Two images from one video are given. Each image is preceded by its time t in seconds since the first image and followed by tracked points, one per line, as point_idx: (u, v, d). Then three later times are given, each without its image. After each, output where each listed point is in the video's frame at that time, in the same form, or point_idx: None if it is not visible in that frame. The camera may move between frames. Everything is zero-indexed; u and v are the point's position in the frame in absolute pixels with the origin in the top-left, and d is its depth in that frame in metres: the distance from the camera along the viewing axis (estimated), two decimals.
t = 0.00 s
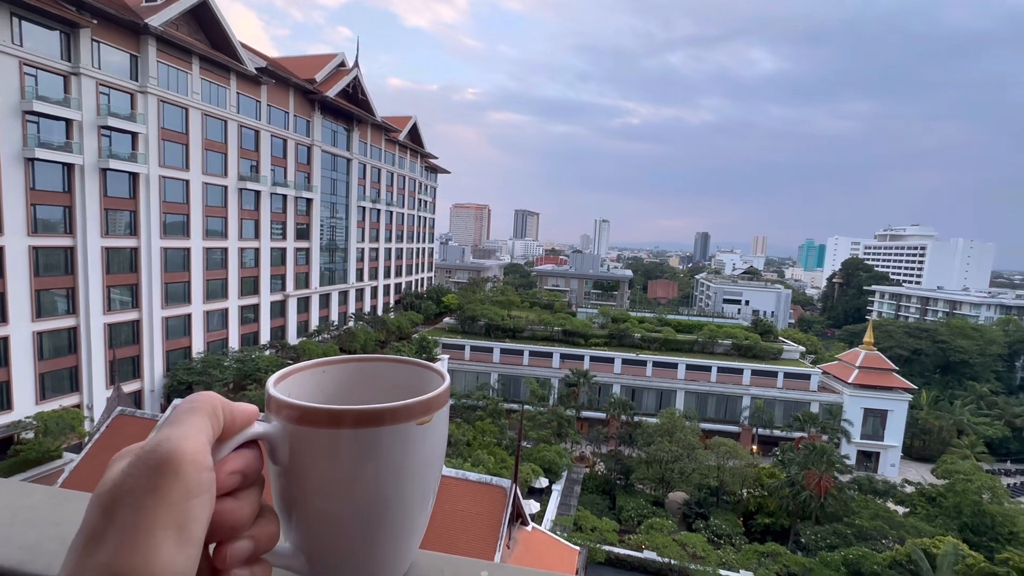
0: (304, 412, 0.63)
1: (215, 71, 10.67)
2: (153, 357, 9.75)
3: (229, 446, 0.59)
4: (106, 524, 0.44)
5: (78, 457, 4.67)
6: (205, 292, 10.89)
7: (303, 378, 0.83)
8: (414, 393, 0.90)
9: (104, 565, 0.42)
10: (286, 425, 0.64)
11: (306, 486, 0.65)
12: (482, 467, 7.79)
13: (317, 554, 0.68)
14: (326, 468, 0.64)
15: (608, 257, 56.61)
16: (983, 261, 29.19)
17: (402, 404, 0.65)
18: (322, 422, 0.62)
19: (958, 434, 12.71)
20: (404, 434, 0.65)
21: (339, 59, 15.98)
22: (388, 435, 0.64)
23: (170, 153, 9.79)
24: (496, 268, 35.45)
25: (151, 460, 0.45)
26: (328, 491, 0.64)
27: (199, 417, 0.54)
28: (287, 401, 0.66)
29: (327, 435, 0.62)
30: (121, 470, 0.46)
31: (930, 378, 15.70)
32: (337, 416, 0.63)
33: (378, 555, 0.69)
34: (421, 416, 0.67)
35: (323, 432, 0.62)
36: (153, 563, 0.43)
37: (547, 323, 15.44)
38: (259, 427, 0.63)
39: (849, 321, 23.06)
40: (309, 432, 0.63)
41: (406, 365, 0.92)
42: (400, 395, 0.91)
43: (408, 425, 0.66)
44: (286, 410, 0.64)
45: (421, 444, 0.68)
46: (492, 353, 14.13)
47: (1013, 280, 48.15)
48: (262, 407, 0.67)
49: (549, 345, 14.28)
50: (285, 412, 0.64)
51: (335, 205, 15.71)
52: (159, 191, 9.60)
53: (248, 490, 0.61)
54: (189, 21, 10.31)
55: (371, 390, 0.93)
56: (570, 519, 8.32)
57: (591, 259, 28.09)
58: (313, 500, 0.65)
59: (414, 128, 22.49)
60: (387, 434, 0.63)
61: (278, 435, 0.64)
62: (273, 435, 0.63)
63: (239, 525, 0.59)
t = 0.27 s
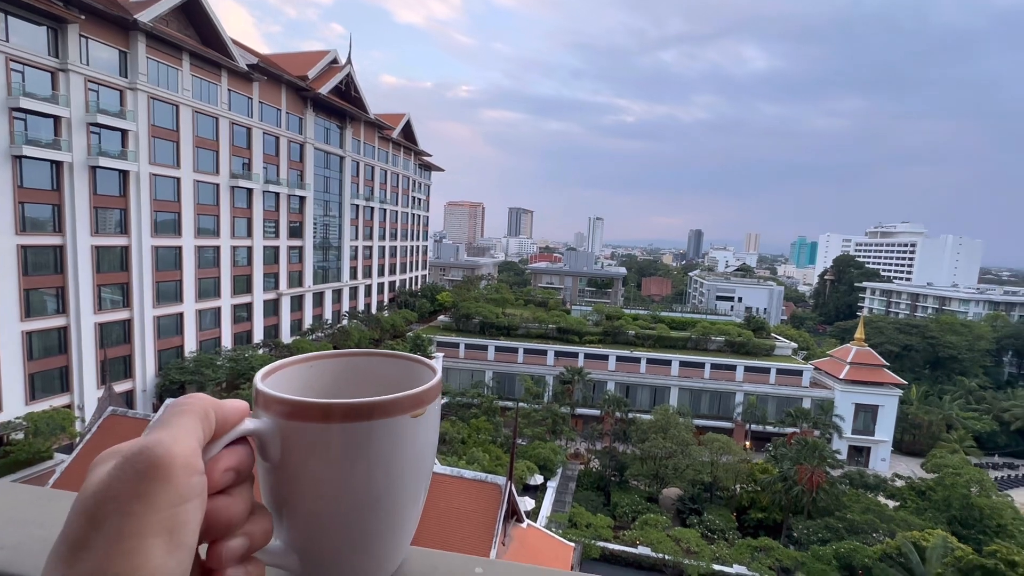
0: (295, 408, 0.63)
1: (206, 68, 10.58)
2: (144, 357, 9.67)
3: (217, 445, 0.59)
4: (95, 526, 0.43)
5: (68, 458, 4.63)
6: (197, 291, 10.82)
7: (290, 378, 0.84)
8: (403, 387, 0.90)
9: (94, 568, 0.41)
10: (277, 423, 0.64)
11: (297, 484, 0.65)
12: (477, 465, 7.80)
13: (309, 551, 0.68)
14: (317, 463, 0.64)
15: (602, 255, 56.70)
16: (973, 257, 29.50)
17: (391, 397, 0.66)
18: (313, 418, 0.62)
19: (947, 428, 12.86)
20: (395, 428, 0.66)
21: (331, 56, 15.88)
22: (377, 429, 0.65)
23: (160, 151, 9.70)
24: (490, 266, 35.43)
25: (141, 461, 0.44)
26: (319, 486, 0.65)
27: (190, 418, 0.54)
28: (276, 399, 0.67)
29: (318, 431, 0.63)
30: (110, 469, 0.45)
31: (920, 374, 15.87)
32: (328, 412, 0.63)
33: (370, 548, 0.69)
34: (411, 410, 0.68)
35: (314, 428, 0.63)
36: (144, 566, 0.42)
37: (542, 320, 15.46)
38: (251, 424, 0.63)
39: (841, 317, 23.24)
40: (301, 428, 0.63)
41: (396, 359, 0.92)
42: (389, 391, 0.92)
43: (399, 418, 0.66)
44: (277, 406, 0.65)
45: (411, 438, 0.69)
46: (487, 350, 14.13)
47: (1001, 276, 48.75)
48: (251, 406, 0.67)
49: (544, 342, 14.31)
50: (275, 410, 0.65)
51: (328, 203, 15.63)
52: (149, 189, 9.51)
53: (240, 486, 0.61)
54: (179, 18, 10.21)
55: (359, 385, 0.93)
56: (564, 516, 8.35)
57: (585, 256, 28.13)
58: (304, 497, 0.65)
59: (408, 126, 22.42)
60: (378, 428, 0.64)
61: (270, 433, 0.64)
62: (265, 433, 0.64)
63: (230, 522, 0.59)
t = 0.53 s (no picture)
0: (295, 388, 0.62)
1: (195, 65, 10.48)
2: (135, 357, 9.61)
3: (230, 425, 0.58)
4: (118, 510, 0.43)
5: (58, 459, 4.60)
6: (188, 290, 10.76)
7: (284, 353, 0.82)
8: (392, 369, 0.90)
9: (122, 552, 0.42)
10: (278, 403, 0.63)
11: (298, 464, 0.65)
12: (472, 462, 7.83)
13: (308, 529, 0.68)
14: (318, 443, 0.64)
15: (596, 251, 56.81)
16: (962, 252, 29.82)
17: (387, 375, 0.66)
18: (314, 398, 0.62)
19: (936, 421, 13.03)
20: (390, 406, 0.66)
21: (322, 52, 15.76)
22: (375, 408, 0.65)
23: (149, 149, 9.62)
24: (484, 263, 35.44)
25: (164, 443, 0.44)
26: (318, 467, 0.65)
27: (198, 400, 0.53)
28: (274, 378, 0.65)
29: (319, 410, 0.62)
30: (133, 450, 0.45)
31: (910, 367, 16.05)
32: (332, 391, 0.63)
33: (364, 525, 0.71)
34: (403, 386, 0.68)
35: (318, 407, 0.62)
36: (169, 548, 0.44)
37: (536, 317, 15.48)
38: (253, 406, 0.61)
39: (832, 312, 23.49)
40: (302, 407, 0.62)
41: (384, 343, 0.90)
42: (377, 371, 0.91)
43: (393, 394, 0.67)
44: (278, 387, 0.63)
45: (406, 416, 0.70)
46: (481, 348, 14.15)
47: (988, 270, 49.39)
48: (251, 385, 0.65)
49: (538, 339, 14.33)
50: (276, 389, 0.63)
51: (320, 200, 15.56)
52: (139, 187, 9.44)
53: (251, 466, 0.62)
54: (167, 14, 10.10)
55: (347, 365, 0.92)
56: (559, 511, 8.39)
57: (578, 253, 28.18)
58: (304, 477, 0.65)
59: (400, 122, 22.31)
60: (377, 406, 0.65)
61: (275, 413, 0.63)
62: (266, 413, 0.63)
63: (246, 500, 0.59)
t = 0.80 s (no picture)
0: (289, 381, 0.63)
1: (178, 61, 10.32)
2: (121, 358, 9.49)
3: (221, 420, 0.58)
4: (111, 510, 0.42)
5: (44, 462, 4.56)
6: (175, 290, 10.64)
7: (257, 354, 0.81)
8: (371, 359, 0.90)
9: (117, 557, 0.40)
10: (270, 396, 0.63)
11: (288, 459, 0.65)
12: (465, 458, 7.85)
13: (301, 525, 0.69)
14: (308, 437, 0.65)
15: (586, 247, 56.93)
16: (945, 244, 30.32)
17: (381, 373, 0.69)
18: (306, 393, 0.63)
19: (920, 411, 13.26)
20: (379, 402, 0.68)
21: (309, 48, 15.60)
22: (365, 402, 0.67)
23: (133, 146, 9.47)
24: (475, 260, 35.40)
25: (156, 442, 0.44)
26: (308, 461, 0.65)
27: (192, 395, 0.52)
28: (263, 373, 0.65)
29: (309, 403, 0.63)
30: (123, 450, 0.44)
31: (895, 359, 16.31)
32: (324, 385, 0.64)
33: (354, 518, 0.72)
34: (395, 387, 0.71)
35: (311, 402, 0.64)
36: (167, 544, 0.43)
37: (527, 313, 15.52)
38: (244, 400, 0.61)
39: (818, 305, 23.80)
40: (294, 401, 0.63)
41: (366, 338, 0.91)
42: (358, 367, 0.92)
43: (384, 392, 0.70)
44: (267, 379, 0.63)
45: (393, 410, 0.71)
46: (473, 344, 14.15)
47: (970, 262, 50.20)
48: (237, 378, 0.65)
49: (530, 335, 14.37)
50: (266, 383, 0.63)
51: (308, 198, 15.43)
52: (122, 185, 9.30)
53: (244, 462, 0.62)
54: (149, 9, 9.94)
55: (328, 358, 0.92)
56: (552, 506, 8.46)
57: (569, 249, 28.26)
58: (295, 472, 0.66)
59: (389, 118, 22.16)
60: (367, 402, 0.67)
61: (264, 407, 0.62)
62: (257, 407, 0.63)
63: (242, 496, 0.59)
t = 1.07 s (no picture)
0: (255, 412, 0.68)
1: (157, 54, 10.11)
2: (103, 358, 9.32)
3: (169, 472, 0.59)
4: None
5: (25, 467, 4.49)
6: (157, 288, 10.47)
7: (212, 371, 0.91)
8: (334, 373, 1.01)
9: None
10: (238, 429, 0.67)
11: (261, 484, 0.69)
12: (455, 454, 7.87)
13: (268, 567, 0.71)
14: (267, 475, 0.68)
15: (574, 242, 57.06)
16: (923, 235, 30.98)
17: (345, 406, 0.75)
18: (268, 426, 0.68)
19: (900, 399, 13.59)
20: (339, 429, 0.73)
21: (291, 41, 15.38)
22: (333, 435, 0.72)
23: (110, 142, 9.28)
24: (463, 255, 35.32)
25: (85, 518, 0.44)
26: (267, 498, 0.69)
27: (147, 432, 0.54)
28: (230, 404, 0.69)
29: (269, 440, 0.67)
30: (38, 534, 0.45)
31: (876, 348, 16.65)
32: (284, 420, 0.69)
33: (322, 551, 0.75)
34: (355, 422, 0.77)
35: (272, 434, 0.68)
36: None
37: (515, 308, 15.54)
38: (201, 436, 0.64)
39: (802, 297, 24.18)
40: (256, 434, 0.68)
41: (335, 355, 1.03)
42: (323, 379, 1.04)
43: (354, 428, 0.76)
44: (222, 417, 0.66)
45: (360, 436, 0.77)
46: (462, 340, 14.14)
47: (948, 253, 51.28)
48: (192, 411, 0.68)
49: (518, 330, 14.40)
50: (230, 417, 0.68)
51: (292, 194, 15.26)
52: (100, 182, 9.12)
53: (199, 511, 0.64)
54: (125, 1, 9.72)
55: (291, 378, 1.01)
56: (543, 499, 8.49)
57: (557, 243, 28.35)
58: (254, 511, 0.69)
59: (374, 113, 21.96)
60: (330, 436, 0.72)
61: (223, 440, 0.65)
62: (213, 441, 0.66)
63: (196, 559, 0.62)
